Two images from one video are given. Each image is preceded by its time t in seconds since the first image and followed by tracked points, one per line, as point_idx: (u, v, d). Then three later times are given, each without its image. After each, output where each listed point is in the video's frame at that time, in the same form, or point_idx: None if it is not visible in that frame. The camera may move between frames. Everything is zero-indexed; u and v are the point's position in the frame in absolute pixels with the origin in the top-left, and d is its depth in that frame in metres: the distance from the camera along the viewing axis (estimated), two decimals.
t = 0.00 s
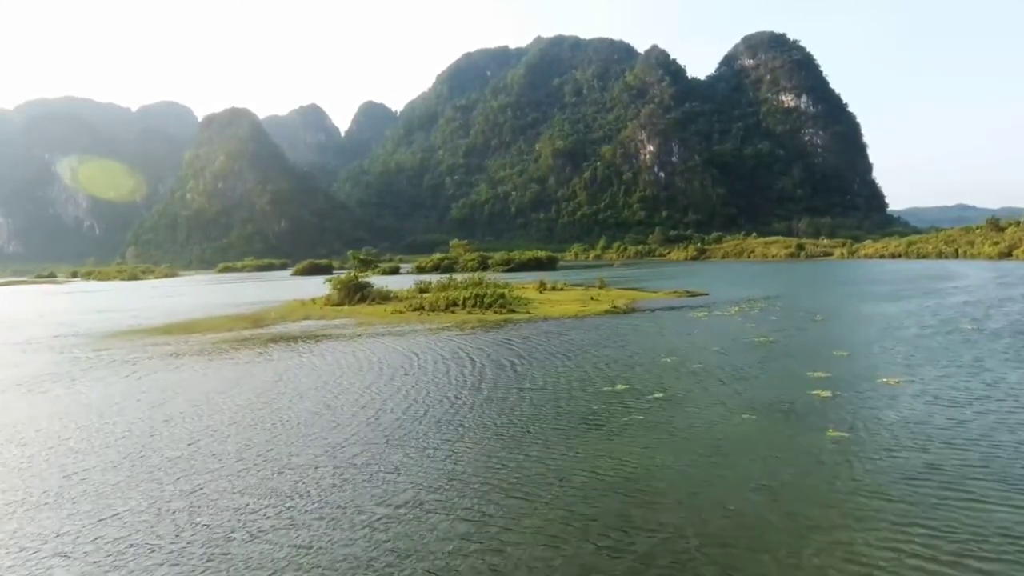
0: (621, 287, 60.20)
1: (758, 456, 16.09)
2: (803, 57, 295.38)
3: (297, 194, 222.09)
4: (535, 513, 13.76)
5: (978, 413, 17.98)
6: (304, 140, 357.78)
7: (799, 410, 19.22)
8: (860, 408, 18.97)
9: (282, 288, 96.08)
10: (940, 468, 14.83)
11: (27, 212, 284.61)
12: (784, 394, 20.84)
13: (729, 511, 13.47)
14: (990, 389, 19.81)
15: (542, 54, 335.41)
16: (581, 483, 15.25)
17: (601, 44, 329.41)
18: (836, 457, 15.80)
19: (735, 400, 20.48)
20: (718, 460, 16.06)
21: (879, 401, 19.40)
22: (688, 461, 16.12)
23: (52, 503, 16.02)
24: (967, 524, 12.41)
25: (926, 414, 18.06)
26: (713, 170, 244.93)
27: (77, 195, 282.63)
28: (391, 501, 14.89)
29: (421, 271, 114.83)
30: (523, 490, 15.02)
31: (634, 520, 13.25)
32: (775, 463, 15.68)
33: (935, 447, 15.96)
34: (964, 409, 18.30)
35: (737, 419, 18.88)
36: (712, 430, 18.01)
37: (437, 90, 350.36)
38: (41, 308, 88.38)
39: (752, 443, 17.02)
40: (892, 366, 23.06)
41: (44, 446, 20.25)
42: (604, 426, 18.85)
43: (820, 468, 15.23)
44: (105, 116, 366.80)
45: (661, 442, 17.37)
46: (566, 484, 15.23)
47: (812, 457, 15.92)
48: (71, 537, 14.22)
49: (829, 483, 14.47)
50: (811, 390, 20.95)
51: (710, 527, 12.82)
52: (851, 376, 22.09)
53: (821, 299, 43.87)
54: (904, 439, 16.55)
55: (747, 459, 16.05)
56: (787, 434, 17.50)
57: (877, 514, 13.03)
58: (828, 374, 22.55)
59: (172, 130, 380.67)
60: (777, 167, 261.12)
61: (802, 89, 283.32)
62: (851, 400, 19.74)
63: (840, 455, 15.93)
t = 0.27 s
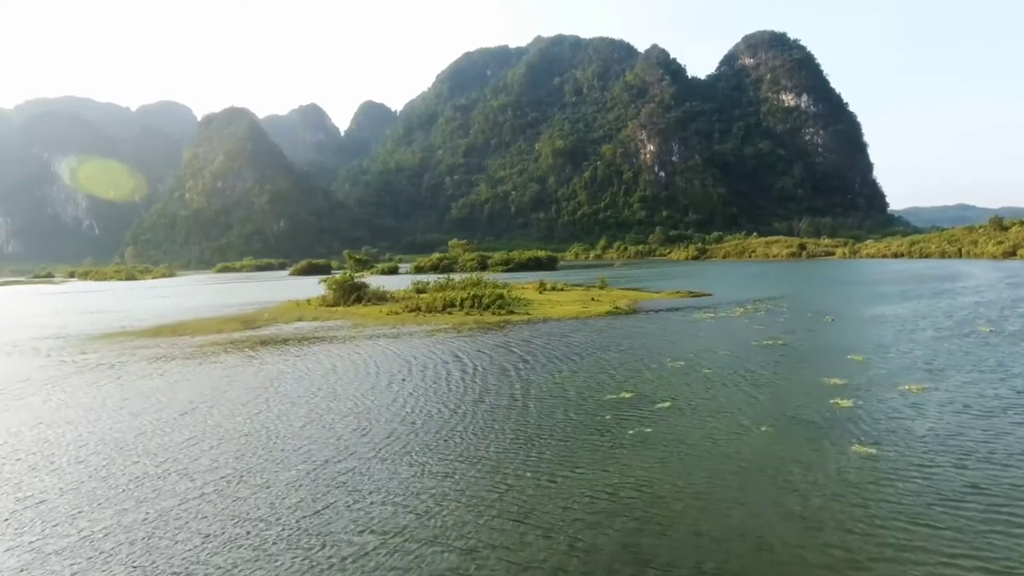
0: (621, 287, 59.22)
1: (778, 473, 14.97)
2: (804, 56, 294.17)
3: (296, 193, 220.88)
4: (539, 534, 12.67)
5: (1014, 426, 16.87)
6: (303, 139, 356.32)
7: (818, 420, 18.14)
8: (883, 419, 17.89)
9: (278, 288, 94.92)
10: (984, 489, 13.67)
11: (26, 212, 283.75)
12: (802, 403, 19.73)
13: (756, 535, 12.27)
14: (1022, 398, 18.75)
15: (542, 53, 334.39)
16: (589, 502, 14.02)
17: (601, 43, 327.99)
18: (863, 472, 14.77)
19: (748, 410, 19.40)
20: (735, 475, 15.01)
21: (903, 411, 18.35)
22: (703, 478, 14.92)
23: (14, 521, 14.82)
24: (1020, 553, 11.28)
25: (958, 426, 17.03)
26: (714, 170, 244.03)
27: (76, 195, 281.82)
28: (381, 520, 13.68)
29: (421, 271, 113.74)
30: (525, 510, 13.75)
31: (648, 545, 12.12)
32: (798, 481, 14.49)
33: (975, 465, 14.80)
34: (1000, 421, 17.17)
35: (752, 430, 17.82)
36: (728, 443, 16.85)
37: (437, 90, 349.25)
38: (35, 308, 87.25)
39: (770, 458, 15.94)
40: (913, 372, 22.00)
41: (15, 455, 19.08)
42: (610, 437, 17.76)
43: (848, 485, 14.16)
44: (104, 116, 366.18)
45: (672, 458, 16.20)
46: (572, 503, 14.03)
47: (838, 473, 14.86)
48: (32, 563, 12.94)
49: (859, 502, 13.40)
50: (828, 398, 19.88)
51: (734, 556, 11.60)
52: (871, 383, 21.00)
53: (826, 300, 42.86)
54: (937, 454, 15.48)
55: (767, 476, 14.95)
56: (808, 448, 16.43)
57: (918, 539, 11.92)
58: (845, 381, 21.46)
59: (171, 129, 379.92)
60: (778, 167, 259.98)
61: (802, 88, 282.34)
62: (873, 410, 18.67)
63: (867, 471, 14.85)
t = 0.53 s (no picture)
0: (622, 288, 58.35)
1: (799, 491, 14.13)
2: (804, 55, 293.17)
3: (295, 193, 220.03)
4: (545, 557, 11.84)
5: None
6: (303, 139, 355.45)
7: (838, 433, 17.22)
8: (908, 432, 16.95)
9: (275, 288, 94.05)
10: None
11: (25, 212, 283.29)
12: (818, 413, 18.82)
13: (781, 561, 11.43)
14: None
15: (542, 53, 333.35)
16: (598, 522, 13.18)
17: (601, 43, 327.00)
18: (892, 492, 13.82)
19: (762, 421, 18.49)
20: (754, 494, 14.11)
21: (928, 423, 17.42)
22: (718, 496, 14.07)
23: None
24: None
25: (988, 440, 16.16)
26: (714, 170, 243.21)
27: (75, 195, 281.35)
28: (376, 538, 12.90)
29: (420, 271, 112.90)
30: (530, 530, 12.89)
31: (664, 574, 11.19)
32: (820, 499, 13.67)
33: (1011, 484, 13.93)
34: None
35: (768, 443, 16.89)
36: (742, 457, 16.01)
37: (437, 89, 348.23)
38: (31, 308, 86.50)
39: (789, 474, 15.04)
40: (933, 379, 21.07)
41: None
42: (617, 450, 16.81)
43: (877, 505, 13.23)
44: (104, 116, 365.58)
45: (684, 472, 15.37)
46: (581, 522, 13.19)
47: (865, 491, 13.94)
48: None
49: (893, 526, 12.45)
50: (846, 408, 18.96)
51: None
52: (890, 392, 20.08)
53: (832, 301, 41.97)
54: (970, 472, 14.54)
55: (790, 494, 14.01)
56: (830, 463, 15.51)
57: (959, 568, 11.01)
58: (863, 389, 20.51)
59: (171, 128, 379.19)
60: (778, 167, 259.00)
61: (803, 87, 281.36)
62: (896, 422, 17.73)
63: (895, 489, 13.96)
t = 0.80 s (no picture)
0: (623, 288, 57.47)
1: (825, 512, 13.21)
2: (805, 55, 292.14)
3: (295, 193, 219.15)
4: None
5: None
6: (303, 139, 354.46)
7: (860, 445, 16.38)
8: (937, 446, 16.01)
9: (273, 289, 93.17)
10: None
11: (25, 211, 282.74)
12: (838, 423, 17.92)
13: None
14: None
15: (542, 52, 332.40)
16: (611, 548, 12.27)
17: (601, 43, 326.08)
18: (927, 515, 12.85)
19: (780, 431, 17.61)
20: (778, 515, 13.19)
21: (956, 436, 16.51)
22: (739, 518, 13.16)
23: None
24: None
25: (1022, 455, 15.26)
26: (715, 170, 242.37)
27: (75, 195, 280.77)
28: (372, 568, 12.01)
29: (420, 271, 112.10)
30: (537, 559, 12.00)
31: None
32: (849, 522, 12.75)
33: None
34: None
35: (787, 456, 16.04)
36: (761, 475, 15.08)
37: (437, 89, 347.35)
38: (28, 308, 85.67)
39: (812, 491, 14.19)
40: (957, 387, 20.13)
41: None
42: (628, 466, 15.89)
43: (918, 532, 12.22)
44: (103, 115, 364.90)
45: (700, 491, 14.45)
46: (592, 548, 12.27)
47: (900, 516, 12.95)
48: None
49: (934, 554, 11.48)
50: (865, 418, 18.06)
51: None
52: (908, 401, 19.24)
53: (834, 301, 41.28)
54: (1012, 492, 13.57)
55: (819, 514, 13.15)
56: (855, 482, 14.56)
57: None
58: (883, 397, 19.62)
59: (171, 128, 378.40)
60: (779, 166, 258.09)
61: (804, 87, 280.42)
62: (924, 433, 16.83)
63: (931, 511, 13.04)
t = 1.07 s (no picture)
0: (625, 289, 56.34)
1: (866, 538, 11.84)
2: (806, 54, 290.88)
3: (294, 193, 218.09)
4: None
5: None
6: (303, 139, 353.35)
7: (892, 461, 15.06)
8: (979, 463, 14.67)
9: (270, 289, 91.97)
10: None
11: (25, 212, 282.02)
12: (865, 437, 16.63)
13: None
14: None
15: (543, 52, 331.30)
16: None
17: (602, 42, 324.90)
18: (978, 543, 11.51)
19: (803, 445, 16.32)
20: (813, 541, 11.83)
21: (999, 453, 15.16)
22: (768, 543, 11.81)
23: None
24: None
25: None
26: (716, 169, 241.32)
27: (75, 194, 280.02)
28: None
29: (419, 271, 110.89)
30: None
31: None
32: (894, 550, 11.38)
33: None
34: None
35: (814, 472, 14.73)
36: (787, 494, 13.75)
37: (437, 89, 346.35)
38: (23, 309, 84.64)
39: (845, 512, 12.85)
40: (989, 397, 18.85)
41: None
42: (641, 482, 14.57)
43: (971, 561, 10.86)
44: (103, 115, 364.13)
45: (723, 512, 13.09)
46: None
47: (949, 543, 11.58)
48: None
49: None
50: (893, 432, 16.78)
51: None
52: (938, 412, 17.99)
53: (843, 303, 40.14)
54: None
55: (856, 538, 11.81)
56: (893, 500, 13.24)
57: None
58: (910, 408, 18.35)
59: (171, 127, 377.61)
60: (780, 166, 256.98)
61: (805, 86, 279.23)
62: (962, 449, 15.50)
63: (986, 539, 11.66)
